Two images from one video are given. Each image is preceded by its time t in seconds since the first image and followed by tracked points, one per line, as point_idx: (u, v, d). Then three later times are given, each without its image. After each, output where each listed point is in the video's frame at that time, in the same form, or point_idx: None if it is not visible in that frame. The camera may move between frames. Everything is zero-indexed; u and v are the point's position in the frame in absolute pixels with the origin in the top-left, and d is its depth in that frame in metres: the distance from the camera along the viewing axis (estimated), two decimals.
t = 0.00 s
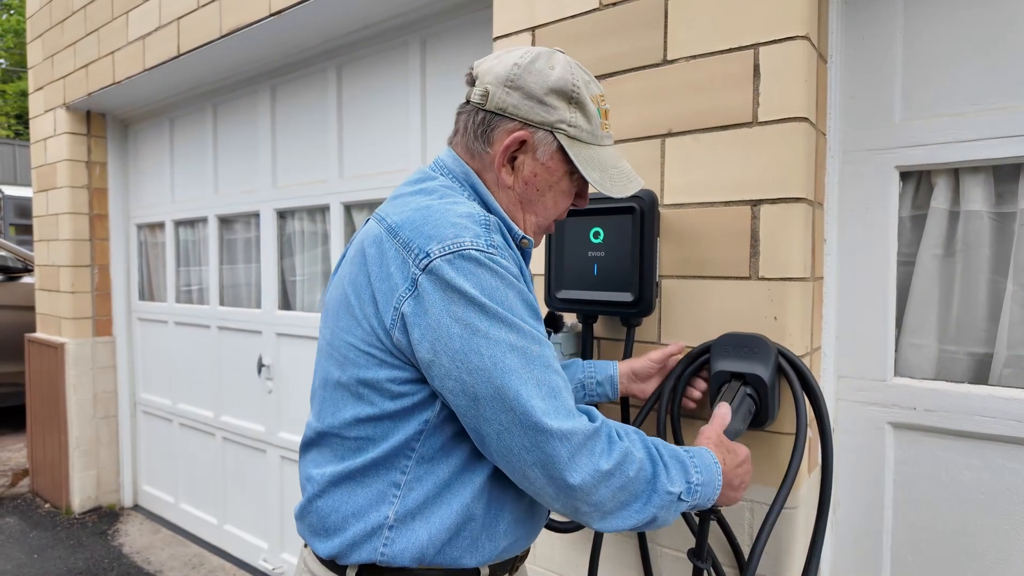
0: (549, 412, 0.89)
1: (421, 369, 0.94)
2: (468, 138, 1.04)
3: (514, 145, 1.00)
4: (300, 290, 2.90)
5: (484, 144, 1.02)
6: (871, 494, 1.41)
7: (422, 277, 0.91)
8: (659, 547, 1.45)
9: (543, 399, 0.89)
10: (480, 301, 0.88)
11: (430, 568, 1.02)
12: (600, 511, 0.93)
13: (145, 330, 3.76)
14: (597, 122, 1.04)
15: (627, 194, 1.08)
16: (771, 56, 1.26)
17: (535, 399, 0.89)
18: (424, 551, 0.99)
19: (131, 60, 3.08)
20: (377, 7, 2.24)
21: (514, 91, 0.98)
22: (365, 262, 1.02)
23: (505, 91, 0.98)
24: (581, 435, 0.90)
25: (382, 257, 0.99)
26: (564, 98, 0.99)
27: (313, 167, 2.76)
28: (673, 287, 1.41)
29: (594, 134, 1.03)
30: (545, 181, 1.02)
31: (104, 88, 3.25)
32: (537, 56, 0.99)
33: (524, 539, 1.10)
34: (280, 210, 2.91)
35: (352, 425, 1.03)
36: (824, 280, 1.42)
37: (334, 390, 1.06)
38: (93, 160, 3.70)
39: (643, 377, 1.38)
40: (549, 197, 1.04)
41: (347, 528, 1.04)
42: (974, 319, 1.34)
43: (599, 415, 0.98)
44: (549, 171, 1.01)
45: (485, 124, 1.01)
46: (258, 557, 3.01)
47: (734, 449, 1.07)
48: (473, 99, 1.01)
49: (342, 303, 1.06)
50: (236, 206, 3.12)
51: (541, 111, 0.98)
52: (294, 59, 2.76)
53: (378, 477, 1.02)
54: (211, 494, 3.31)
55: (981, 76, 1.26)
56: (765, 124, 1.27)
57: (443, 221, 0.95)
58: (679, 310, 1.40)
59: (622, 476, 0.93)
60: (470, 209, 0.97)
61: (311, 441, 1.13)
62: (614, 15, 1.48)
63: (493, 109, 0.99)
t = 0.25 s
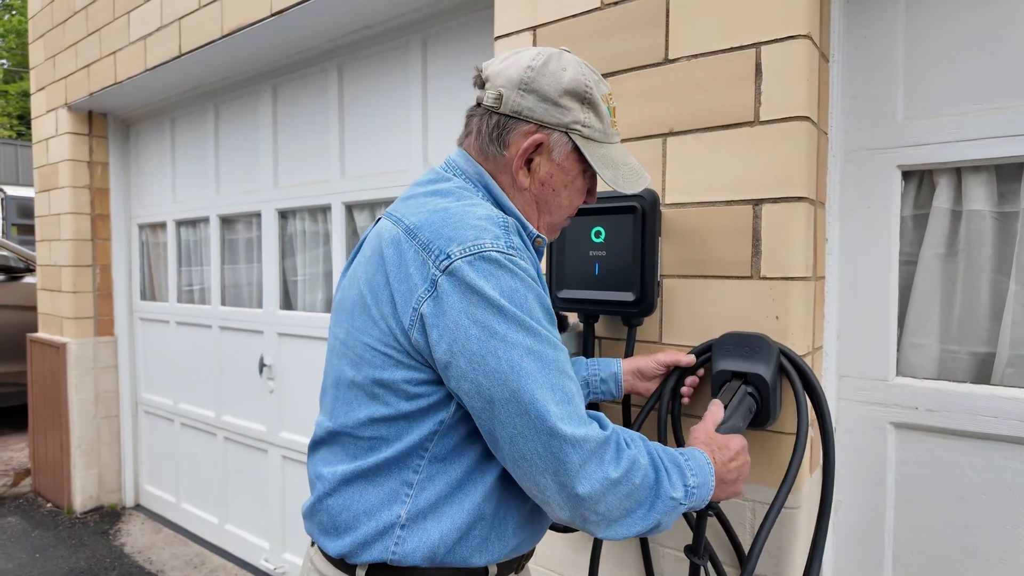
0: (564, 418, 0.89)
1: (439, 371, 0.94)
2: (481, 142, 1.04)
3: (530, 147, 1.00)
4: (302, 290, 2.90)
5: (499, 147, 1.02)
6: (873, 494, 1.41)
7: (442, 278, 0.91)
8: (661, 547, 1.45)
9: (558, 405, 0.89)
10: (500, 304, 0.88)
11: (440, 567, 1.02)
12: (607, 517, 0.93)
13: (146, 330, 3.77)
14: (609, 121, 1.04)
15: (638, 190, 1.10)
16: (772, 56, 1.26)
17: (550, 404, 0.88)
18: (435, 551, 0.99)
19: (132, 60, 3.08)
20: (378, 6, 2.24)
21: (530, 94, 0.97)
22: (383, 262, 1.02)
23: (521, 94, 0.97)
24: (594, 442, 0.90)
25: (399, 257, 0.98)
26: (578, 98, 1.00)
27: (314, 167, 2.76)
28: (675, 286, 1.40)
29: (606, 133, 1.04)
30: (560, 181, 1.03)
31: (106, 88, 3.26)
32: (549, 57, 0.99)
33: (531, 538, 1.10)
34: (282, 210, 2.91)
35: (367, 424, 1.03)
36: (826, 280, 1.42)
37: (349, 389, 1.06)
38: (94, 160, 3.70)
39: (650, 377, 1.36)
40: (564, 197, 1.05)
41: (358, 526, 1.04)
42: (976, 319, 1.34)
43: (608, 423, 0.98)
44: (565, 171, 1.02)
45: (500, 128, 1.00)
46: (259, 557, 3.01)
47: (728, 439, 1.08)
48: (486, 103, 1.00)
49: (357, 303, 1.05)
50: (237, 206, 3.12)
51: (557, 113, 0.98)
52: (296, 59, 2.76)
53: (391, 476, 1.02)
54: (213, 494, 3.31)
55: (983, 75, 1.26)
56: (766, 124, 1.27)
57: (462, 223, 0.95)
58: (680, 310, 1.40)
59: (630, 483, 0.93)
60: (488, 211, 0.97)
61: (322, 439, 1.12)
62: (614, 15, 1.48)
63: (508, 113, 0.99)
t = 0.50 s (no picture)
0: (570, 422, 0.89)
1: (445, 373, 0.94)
2: (490, 145, 1.04)
3: (539, 150, 1.00)
4: (303, 289, 2.90)
5: (508, 150, 1.02)
6: (872, 494, 1.41)
7: (450, 281, 0.92)
8: (660, 546, 1.46)
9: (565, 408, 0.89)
10: (507, 307, 0.88)
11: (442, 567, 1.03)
12: (615, 521, 0.93)
13: (148, 329, 3.78)
14: (617, 125, 1.05)
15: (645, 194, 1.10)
16: (771, 56, 1.26)
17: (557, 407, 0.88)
18: (437, 551, 1.00)
19: (134, 60, 3.09)
20: (379, 7, 2.24)
21: (539, 97, 0.98)
22: (390, 262, 1.02)
23: (530, 98, 0.98)
24: (600, 445, 0.90)
25: (408, 258, 0.99)
26: (587, 102, 1.00)
27: (315, 167, 2.77)
28: (674, 285, 1.41)
29: (614, 137, 1.04)
30: (568, 184, 1.03)
31: (108, 89, 3.27)
32: (559, 61, 1.00)
33: (533, 538, 1.10)
34: (283, 210, 2.92)
35: (371, 424, 1.03)
36: (825, 279, 1.42)
37: (354, 389, 1.06)
38: (96, 160, 3.71)
39: (649, 372, 1.37)
40: (571, 200, 1.05)
41: (361, 525, 1.05)
42: (975, 319, 1.34)
43: (613, 425, 0.98)
44: (573, 174, 1.02)
45: (509, 131, 1.01)
46: (261, 556, 3.02)
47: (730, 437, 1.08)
48: (495, 106, 1.01)
49: (364, 303, 1.06)
50: (239, 206, 3.13)
51: (566, 117, 0.98)
52: (297, 60, 2.77)
53: (394, 476, 1.02)
54: (214, 493, 3.32)
55: (982, 75, 1.26)
56: (764, 124, 1.28)
57: (471, 226, 0.95)
58: (679, 308, 1.40)
59: (637, 487, 0.93)
60: (496, 214, 0.98)
61: (326, 437, 1.13)
62: (614, 16, 1.48)
63: (517, 116, 0.99)
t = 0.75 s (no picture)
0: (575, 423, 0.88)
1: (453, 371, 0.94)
2: (499, 145, 1.04)
3: (548, 152, 1.00)
4: (304, 289, 2.90)
5: (517, 151, 1.02)
6: (872, 493, 1.41)
7: (459, 279, 0.92)
8: (660, 545, 1.46)
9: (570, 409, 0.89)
10: (515, 306, 0.88)
11: (447, 565, 1.03)
12: (620, 522, 0.92)
13: (149, 329, 3.78)
14: (625, 128, 1.05)
15: (651, 197, 1.11)
16: (771, 55, 1.26)
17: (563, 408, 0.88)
18: (444, 549, 1.00)
19: (135, 61, 3.10)
20: (378, 7, 2.24)
21: (549, 99, 0.97)
22: (399, 260, 1.02)
23: (540, 100, 0.97)
24: (605, 447, 0.90)
25: (417, 256, 0.99)
26: (597, 105, 1.00)
27: (315, 166, 2.77)
28: (675, 284, 1.41)
29: (623, 140, 1.04)
30: (576, 186, 1.03)
31: (108, 88, 3.27)
32: (570, 63, 0.99)
33: (537, 537, 1.11)
34: (283, 210, 2.92)
35: (378, 421, 1.03)
36: (825, 279, 1.42)
37: (361, 386, 1.06)
38: (97, 160, 3.71)
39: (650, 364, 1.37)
40: (578, 202, 1.06)
41: (367, 523, 1.05)
42: (976, 318, 1.34)
43: (616, 425, 0.97)
44: (580, 176, 1.03)
45: (518, 132, 1.00)
46: (261, 555, 3.02)
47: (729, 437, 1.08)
48: (505, 106, 1.00)
49: (371, 301, 1.05)
50: (239, 206, 3.13)
51: (576, 120, 0.98)
52: (296, 60, 2.77)
53: (401, 474, 1.02)
54: (215, 493, 3.32)
55: (982, 75, 1.26)
56: (765, 123, 1.28)
57: (480, 224, 0.95)
58: (680, 307, 1.40)
59: (641, 488, 0.92)
60: (506, 214, 0.98)
61: (332, 434, 1.13)
62: (614, 15, 1.48)
63: (527, 117, 0.99)
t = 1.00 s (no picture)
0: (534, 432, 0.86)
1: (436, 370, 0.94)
2: (499, 146, 1.04)
3: (548, 153, 1.00)
4: (304, 289, 2.91)
5: (517, 152, 1.02)
6: (871, 493, 1.41)
7: (446, 277, 0.92)
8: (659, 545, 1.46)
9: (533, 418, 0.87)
10: (490, 307, 0.87)
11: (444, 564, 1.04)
12: (568, 540, 0.89)
13: (150, 329, 3.79)
14: (624, 129, 1.05)
15: (651, 197, 1.12)
16: (771, 56, 1.26)
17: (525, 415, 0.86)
18: (440, 548, 1.01)
19: (135, 61, 3.10)
20: (378, 7, 2.25)
21: (549, 100, 0.98)
22: (393, 258, 1.03)
23: (540, 101, 0.98)
24: (561, 461, 0.87)
25: (410, 254, 0.99)
26: (596, 107, 1.00)
27: (315, 166, 2.78)
28: (675, 284, 1.41)
29: (622, 141, 1.04)
30: (575, 186, 1.04)
31: (109, 89, 3.27)
32: (569, 65, 0.99)
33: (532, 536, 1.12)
34: (283, 210, 2.92)
35: (369, 419, 1.03)
36: (825, 279, 1.42)
37: (351, 384, 1.06)
38: (98, 160, 3.72)
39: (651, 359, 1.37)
40: (578, 202, 1.06)
41: (361, 524, 1.05)
42: (975, 318, 1.35)
43: (580, 437, 0.95)
44: (580, 176, 1.03)
45: (518, 133, 1.01)
46: (262, 555, 3.02)
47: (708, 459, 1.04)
48: (505, 108, 1.00)
49: (364, 299, 1.06)
50: (239, 206, 3.14)
51: (575, 120, 0.99)
52: (297, 60, 2.77)
53: (394, 475, 1.03)
54: (216, 492, 3.32)
55: (982, 75, 1.26)
56: (764, 123, 1.28)
57: (473, 224, 0.95)
58: (679, 307, 1.41)
59: (595, 506, 0.89)
60: (500, 214, 0.98)
61: (324, 432, 1.13)
62: (614, 15, 1.48)
63: (527, 118, 0.99)
